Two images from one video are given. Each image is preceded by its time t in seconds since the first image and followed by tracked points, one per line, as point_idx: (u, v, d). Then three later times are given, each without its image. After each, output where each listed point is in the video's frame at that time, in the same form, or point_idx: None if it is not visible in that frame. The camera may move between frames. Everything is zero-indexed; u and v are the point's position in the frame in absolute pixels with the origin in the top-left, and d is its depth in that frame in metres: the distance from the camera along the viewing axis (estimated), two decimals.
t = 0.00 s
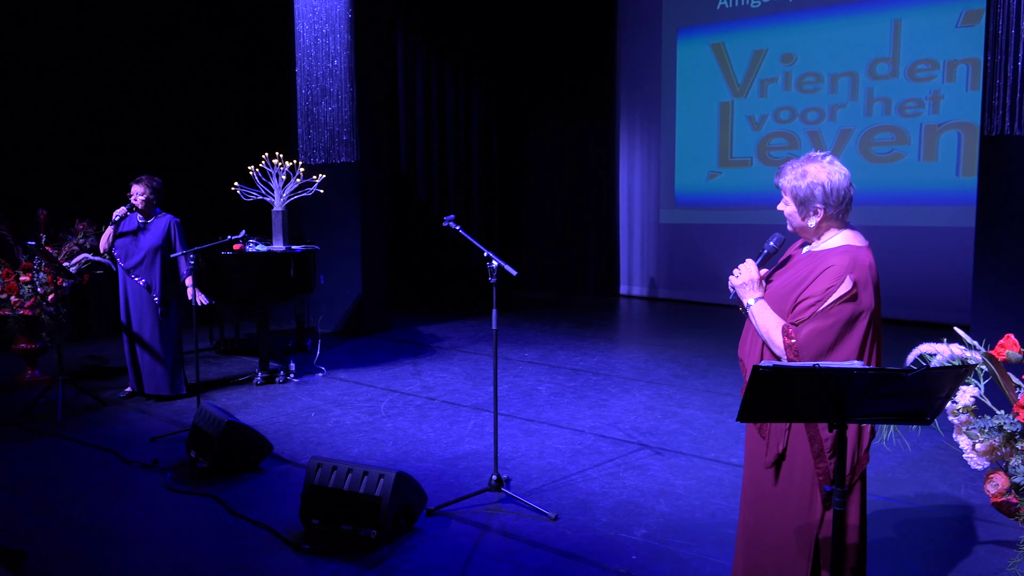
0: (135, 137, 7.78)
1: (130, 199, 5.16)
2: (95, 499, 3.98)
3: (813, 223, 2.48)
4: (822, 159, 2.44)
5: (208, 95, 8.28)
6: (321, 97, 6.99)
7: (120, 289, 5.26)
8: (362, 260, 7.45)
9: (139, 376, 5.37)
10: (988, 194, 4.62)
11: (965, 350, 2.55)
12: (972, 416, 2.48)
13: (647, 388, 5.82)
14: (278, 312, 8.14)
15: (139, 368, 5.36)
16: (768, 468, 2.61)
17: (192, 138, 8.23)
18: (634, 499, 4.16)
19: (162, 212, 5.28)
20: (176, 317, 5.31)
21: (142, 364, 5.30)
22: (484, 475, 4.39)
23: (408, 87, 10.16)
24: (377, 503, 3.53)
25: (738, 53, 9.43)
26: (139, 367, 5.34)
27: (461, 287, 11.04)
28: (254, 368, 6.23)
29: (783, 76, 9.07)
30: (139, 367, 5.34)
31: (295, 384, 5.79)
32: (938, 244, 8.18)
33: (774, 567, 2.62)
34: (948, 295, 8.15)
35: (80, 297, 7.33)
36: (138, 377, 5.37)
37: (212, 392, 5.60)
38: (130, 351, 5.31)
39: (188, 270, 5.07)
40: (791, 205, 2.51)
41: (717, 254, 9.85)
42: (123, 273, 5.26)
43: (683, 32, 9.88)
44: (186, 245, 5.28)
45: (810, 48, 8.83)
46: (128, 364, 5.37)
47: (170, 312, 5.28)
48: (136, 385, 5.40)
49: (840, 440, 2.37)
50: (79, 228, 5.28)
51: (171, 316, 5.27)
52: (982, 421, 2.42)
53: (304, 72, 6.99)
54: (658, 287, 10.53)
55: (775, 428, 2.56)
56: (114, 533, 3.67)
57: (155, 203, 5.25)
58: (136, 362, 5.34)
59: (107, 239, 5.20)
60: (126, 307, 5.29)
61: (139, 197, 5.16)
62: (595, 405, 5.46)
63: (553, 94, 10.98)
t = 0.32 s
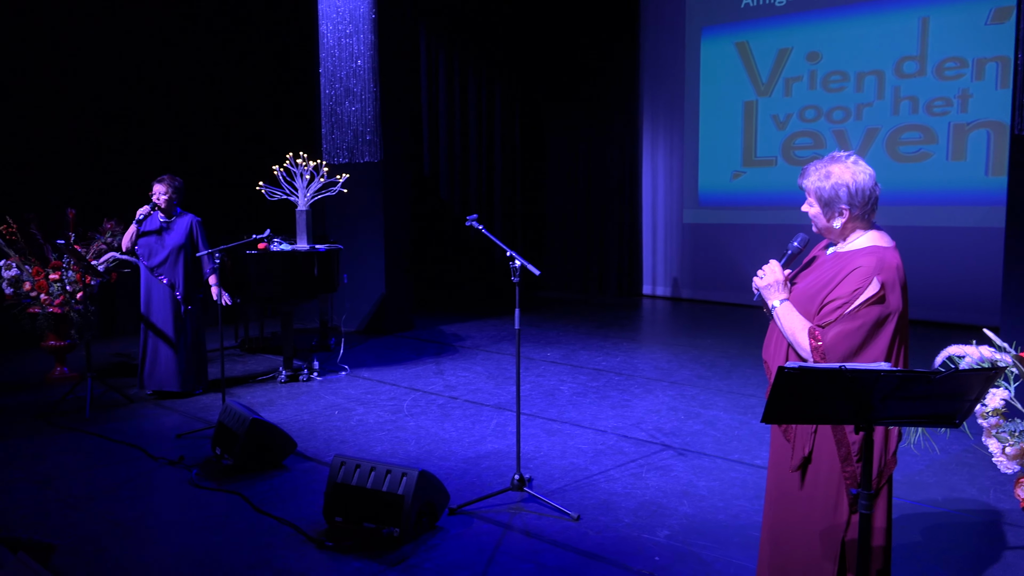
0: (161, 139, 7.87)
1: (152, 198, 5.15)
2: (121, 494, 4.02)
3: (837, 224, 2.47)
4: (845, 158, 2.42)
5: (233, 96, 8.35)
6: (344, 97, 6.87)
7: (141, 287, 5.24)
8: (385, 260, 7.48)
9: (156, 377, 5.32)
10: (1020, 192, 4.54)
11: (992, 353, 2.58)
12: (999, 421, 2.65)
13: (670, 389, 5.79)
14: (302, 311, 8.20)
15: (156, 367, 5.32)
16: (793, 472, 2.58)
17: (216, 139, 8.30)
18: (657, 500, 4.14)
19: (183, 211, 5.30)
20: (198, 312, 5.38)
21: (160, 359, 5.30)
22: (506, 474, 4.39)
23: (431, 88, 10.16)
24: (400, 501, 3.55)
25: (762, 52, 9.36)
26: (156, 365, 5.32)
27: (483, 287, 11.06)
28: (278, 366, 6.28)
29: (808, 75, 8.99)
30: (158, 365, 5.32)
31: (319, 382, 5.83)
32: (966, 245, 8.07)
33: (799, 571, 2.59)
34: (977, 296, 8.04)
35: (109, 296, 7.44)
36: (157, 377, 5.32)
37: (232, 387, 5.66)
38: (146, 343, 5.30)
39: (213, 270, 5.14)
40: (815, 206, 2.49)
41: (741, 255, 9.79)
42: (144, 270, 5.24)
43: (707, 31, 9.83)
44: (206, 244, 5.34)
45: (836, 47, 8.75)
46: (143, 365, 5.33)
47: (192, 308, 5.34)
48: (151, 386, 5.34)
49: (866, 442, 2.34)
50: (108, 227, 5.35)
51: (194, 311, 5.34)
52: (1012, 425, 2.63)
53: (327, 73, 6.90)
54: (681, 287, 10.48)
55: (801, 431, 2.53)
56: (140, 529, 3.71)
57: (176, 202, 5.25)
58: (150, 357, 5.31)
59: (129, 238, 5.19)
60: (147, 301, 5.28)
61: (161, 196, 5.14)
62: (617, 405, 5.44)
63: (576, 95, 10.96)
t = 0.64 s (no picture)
0: (176, 138, 7.91)
1: (164, 198, 5.18)
2: (138, 492, 4.05)
3: (854, 223, 2.44)
4: (860, 158, 2.41)
5: (247, 96, 8.39)
6: (359, 97, 7.00)
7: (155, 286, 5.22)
8: (398, 259, 7.49)
9: (172, 373, 5.32)
10: None
11: (1011, 353, 2.55)
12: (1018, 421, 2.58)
13: (684, 389, 5.77)
14: (316, 310, 8.24)
15: (173, 363, 5.32)
16: (809, 473, 2.57)
17: (231, 139, 8.34)
18: (670, 500, 4.12)
19: (195, 211, 5.32)
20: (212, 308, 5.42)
21: (176, 356, 5.32)
22: (520, 474, 4.39)
23: (445, 87, 10.15)
24: (414, 500, 3.55)
25: (778, 50, 9.30)
26: (172, 361, 5.31)
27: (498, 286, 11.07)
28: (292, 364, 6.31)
29: (824, 74, 8.92)
30: (171, 361, 5.31)
31: (332, 381, 5.86)
32: (985, 245, 8.00)
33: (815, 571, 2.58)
34: (996, 297, 7.97)
35: (126, 295, 7.51)
36: (172, 373, 5.32)
37: (248, 383, 5.78)
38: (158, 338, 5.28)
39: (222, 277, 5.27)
40: (831, 206, 2.48)
41: (755, 254, 9.75)
42: (159, 270, 5.22)
43: (722, 29, 9.78)
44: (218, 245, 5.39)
45: (852, 45, 8.68)
46: (156, 360, 5.29)
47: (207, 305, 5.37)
48: (164, 383, 5.31)
49: (883, 443, 2.33)
50: (124, 227, 5.39)
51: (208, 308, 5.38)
52: None
53: (341, 73, 6.98)
54: (696, 287, 10.45)
55: (816, 432, 2.52)
56: (156, 526, 3.74)
57: (188, 202, 5.27)
58: (165, 354, 5.30)
59: (145, 237, 5.16)
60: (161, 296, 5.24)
61: (173, 195, 5.18)
62: (631, 405, 5.42)
63: (590, 94, 10.92)
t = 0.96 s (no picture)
0: (199, 138, 7.93)
1: (181, 196, 5.16)
2: (157, 491, 4.03)
3: (887, 223, 2.34)
4: (894, 155, 2.29)
5: (270, 97, 8.38)
6: (379, 94, 6.91)
7: (174, 285, 5.18)
8: (419, 258, 7.45)
9: (190, 373, 5.28)
10: None
11: None
12: None
13: (710, 391, 5.64)
14: (336, 309, 8.23)
15: (192, 361, 5.28)
16: (840, 478, 2.46)
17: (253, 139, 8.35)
18: (696, 505, 4.02)
19: (212, 209, 5.29)
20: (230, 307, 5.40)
21: (194, 355, 5.28)
22: (542, 477, 4.31)
23: (467, 84, 9.96)
24: (435, 503, 3.47)
25: (807, 46, 9.15)
26: (189, 360, 5.27)
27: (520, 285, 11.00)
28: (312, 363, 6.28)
29: (856, 68, 8.75)
30: (188, 359, 5.27)
31: (353, 381, 5.81)
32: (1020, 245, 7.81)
33: None
34: None
35: (148, 294, 7.51)
36: (191, 372, 5.28)
37: (266, 383, 5.75)
38: (176, 337, 5.25)
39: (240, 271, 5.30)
40: (863, 205, 2.36)
41: (783, 255, 9.59)
42: (177, 268, 5.20)
43: (749, 24, 9.64)
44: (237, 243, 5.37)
45: (884, 39, 8.51)
46: (172, 360, 5.25)
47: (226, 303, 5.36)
48: (182, 382, 5.27)
49: (917, 448, 2.22)
50: (145, 224, 5.36)
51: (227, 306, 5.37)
52: None
53: (363, 69, 6.89)
54: (722, 287, 10.31)
55: (848, 436, 2.41)
56: (175, 526, 3.71)
57: (205, 200, 5.24)
58: (182, 352, 5.26)
59: (163, 237, 5.11)
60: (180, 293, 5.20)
61: (189, 194, 5.15)
62: (656, 408, 5.31)
63: (615, 92, 10.80)
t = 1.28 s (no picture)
0: (223, 135, 7.82)
1: (199, 193, 5.10)
2: (176, 494, 3.95)
3: (933, 221, 2.15)
4: (940, 150, 2.12)
5: (298, 96, 8.27)
6: (402, 88, 6.78)
7: (193, 283, 5.12)
8: (443, 256, 7.33)
9: (206, 373, 5.22)
10: None
11: None
12: None
13: (744, 396, 5.45)
14: (357, 308, 8.14)
15: (208, 361, 5.21)
16: (881, 486, 2.29)
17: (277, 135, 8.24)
18: (729, 514, 3.85)
19: (230, 206, 5.22)
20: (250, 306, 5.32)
21: (210, 353, 5.21)
22: (569, 482, 4.16)
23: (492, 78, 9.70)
24: (458, 508, 3.36)
25: (847, 36, 8.89)
26: (205, 359, 5.21)
27: (548, 284, 10.82)
28: (332, 364, 6.18)
29: (898, 60, 8.49)
30: (208, 358, 5.22)
31: (374, 382, 5.70)
32: None
33: None
34: None
35: (166, 293, 7.48)
36: (208, 371, 5.22)
37: (287, 384, 5.64)
38: (195, 337, 5.19)
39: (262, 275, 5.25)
40: (908, 202, 2.18)
41: (820, 254, 9.34)
42: (196, 267, 5.12)
43: (786, 14, 9.41)
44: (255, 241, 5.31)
45: (929, 29, 8.23)
46: (188, 359, 5.19)
47: (245, 302, 5.28)
48: (199, 381, 5.22)
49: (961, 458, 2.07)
50: (164, 221, 5.35)
51: (247, 304, 5.28)
52: None
53: (385, 62, 6.78)
54: (757, 287, 10.06)
55: (889, 442, 2.24)
56: (195, 529, 3.63)
57: (223, 197, 5.18)
58: (200, 351, 5.20)
59: (180, 234, 5.05)
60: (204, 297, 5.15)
61: (207, 190, 5.09)
62: (687, 413, 5.12)
63: (647, 87, 10.61)
